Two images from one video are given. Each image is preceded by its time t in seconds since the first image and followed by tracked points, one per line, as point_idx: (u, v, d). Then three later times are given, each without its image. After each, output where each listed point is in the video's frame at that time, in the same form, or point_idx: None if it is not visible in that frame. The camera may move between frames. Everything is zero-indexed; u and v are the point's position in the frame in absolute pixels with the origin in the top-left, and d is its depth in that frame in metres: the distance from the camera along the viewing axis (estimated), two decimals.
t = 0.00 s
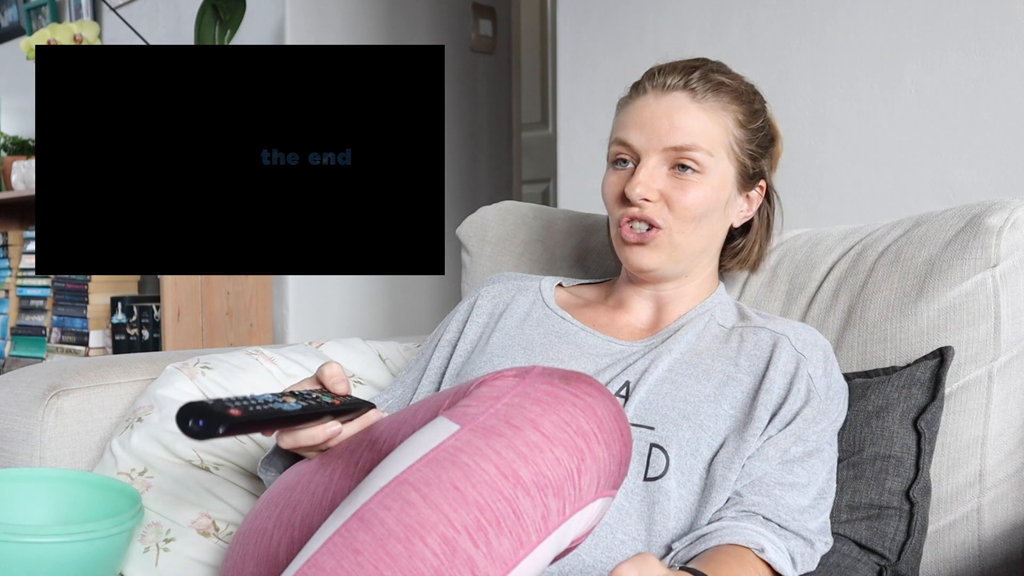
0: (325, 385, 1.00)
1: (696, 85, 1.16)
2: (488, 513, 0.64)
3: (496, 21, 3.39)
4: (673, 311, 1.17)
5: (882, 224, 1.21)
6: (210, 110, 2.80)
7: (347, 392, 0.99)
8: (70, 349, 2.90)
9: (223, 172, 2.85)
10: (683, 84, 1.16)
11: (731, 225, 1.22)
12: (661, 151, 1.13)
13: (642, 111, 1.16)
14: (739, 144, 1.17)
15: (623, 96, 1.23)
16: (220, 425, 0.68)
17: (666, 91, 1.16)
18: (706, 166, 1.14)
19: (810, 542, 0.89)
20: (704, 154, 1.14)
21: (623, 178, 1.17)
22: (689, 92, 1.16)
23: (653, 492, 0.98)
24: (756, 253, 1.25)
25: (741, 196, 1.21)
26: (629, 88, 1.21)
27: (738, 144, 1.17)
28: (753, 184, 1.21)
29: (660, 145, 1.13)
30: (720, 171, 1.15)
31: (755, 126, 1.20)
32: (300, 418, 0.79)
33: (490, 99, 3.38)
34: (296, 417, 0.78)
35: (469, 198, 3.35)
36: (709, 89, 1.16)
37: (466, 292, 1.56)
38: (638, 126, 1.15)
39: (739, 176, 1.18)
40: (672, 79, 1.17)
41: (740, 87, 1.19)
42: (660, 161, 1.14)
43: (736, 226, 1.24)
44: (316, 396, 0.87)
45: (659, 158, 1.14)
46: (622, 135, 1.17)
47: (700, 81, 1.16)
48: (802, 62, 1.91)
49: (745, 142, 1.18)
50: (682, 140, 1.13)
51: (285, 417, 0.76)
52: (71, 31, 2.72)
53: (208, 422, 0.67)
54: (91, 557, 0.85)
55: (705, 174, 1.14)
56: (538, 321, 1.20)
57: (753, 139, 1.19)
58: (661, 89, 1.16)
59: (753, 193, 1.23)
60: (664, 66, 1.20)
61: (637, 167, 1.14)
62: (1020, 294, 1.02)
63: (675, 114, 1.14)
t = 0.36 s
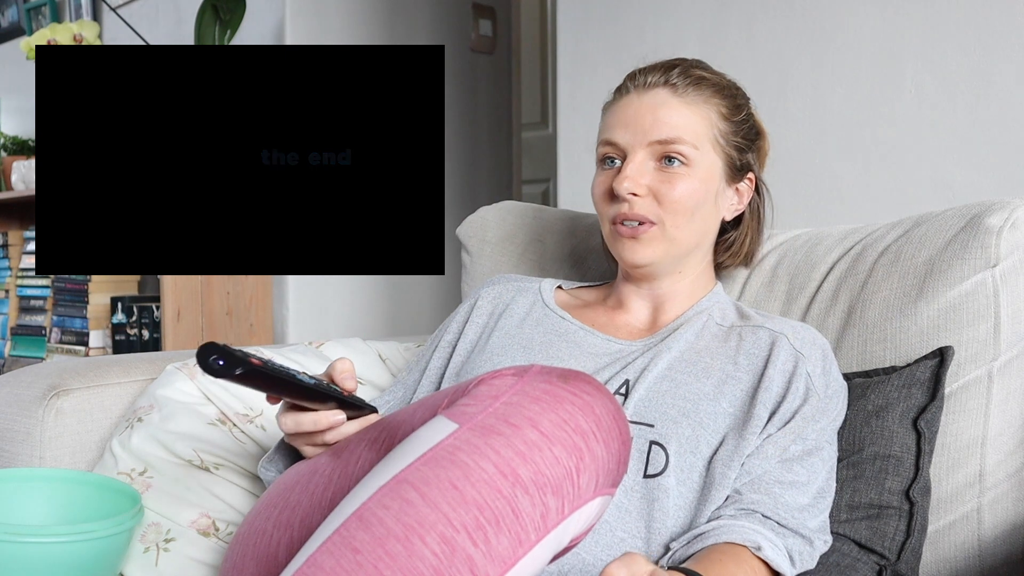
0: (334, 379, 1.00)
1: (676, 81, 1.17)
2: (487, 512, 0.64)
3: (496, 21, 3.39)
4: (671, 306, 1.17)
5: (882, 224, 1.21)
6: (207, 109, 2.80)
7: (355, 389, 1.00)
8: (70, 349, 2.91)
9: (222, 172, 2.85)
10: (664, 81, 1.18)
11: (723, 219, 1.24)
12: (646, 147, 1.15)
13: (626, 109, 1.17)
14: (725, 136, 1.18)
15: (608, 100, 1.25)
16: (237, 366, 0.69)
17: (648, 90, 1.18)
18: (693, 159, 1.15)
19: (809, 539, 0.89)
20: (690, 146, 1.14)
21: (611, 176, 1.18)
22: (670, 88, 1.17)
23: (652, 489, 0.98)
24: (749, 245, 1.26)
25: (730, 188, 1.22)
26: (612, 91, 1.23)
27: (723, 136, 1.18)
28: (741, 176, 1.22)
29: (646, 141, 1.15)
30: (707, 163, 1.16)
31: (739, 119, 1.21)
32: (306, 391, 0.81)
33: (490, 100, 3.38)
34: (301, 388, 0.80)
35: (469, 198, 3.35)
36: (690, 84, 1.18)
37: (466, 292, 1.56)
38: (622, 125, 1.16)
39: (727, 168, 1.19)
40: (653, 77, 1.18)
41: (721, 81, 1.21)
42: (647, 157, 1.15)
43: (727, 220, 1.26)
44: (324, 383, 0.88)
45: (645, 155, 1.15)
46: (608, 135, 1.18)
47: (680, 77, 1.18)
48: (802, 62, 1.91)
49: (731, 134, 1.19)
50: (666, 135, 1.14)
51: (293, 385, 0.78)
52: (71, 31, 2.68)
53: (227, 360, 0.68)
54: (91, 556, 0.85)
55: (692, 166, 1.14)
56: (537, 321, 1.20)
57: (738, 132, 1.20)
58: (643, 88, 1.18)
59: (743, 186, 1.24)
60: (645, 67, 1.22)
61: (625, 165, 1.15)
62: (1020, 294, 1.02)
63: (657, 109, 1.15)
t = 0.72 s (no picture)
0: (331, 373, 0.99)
1: (674, 80, 1.17)
2: (488, 513, 0.64)
3: (496, 21, 3.39)
4: (671, 306, 1.17)
5: (882, 224, 1.21)
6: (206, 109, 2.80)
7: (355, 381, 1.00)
8: (70, 349, 2.91)
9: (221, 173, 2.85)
10: (662, 81, 1.18)
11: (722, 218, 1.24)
12: (644, 147, 1.15)
13: (624, 109, 1.17)
14: (724, 136, 1.18)
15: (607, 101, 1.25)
16: (244, 344, 0.70)
17: (646, 90, 1.18)
18: (691, 158, 1.15)
19: (809, 540, 0.89)
20: (688, 146, 1.15)
21: (610, 176, 1.18)
22: (668, 88, 1.17)
23: (651, 490, 0.99)
24: (748, 246, 1.26)
25: (729, 187, 1.21)
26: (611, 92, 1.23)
27: (722, 136, 1.18)
28: (741, 175, 1.22)
29: (644, 141, 1.15)
30: (706, 163, 1.16)
31: (738, 118, 1.21)
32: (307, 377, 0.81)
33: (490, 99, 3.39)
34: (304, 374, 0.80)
35: (469, 198, 3.36)
36: (688, 84, 1.17)
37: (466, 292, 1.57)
38: (620, 125, 1.17)
39: (726, 168, 1.19)
40: (652, 77, 1.18)
41: (720, 80, 1.20)
42: (645, 157, 1.15)
43: (727, 220, 1.26)
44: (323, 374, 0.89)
45: (643, 155, 1.15)
46: (607, 135, 1.18)
47: (678, 77, 1.18)
48: (802, 62, 1.91)
49: (730, 134, 1.19)
50: (664, 135, 1.14)
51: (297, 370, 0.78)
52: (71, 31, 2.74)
53: (235, 338, 0.69)
54: (91, 556, 0.85)
55: (691, 166, 1.14)
56: (537, 322, 1.20)
57: (737, 131, 1.20)
58: (641, 88, 1.18)
59: (742, 185, 1.24)
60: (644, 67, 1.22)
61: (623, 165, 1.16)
62: (1020, 294, 1.02)
63: (656, 110, 1.15)
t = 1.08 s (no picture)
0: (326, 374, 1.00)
1: (693, 87, 1.15)
2: (488, 513, 0.64)
3: (496, 21, 3.39)
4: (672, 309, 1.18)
5: (882, 224, 1.21)
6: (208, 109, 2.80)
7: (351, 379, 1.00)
8: (70, 349, 2.91)
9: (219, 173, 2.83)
10: (680, 87, 1.15)
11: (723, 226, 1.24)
12: (663, 155, 1.13)
13: (642, 113, 1.15)
14: (737, 145, 1.18)
15: (615, 96, 1.22)
16: (222, 346, 0.69)
17: (664, 95, 1.15)
18: (708, 170, 1.14)
19: (808, 538, 0.89)
20: (706, 157, 1.14)
21: (624, 182, 1.16)
22: (687, 95, 1.15)
23: (651, 489, 0.99)
24: (742, 251, 1.26)
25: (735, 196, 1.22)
26: (623, 89, 1.20)
27: (735, 146, 1.17)
28: (746, 184, 1.22)
29: (663, 149, 1.13)
30: (720, 174, 1.15)
31: (749, 126, 1.20)
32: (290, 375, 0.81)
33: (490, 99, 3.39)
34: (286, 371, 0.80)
35: (469, 198, 3.36)
36: (707, 92, 1.16)
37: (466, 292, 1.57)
38: (638, 130, 1.14)
39: (736, 178, 1.19)
40: (671, 81, 1.16)
41: (734, 88, 1.19)
42: (663, 165, 1.14)
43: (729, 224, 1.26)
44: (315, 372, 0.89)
45: (661, 163, 1.13)
46: (621, 138, 1.16)
47: (697, 84, 1.15)
48: (802, 62, 1.91)
49: (741, 143, 1.19)
50: (684, 144, 1.13)
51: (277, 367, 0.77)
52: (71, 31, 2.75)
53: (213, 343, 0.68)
54: (91, 556, 0.85)
55: (707, 177, 1.14)
56: (537, 322, 1.20)
57: (748, 139, 1.20)
58: (658, 92, 1.15)
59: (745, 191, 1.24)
60: (659, 66, 1.19)
61: (640, 172, 1.14)
62: (1020, 294, 1.02)
63: (675, 117, 1.13)
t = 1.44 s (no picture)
0: (326, 376, 1.00)
1: (719, 90, 1.15)
2: (489, 512, 0.64)
3: (496, 21, 3.41)
4: (674, 308, 1.17)
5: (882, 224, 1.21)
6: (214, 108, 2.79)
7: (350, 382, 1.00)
8: (70, 349, 2.91)
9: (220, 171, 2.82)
10: (707, 88, 1.16)
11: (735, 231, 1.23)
12: (682, 155, 1.13)
13: (666, 112, 1.15)
14: (755, 153, 1.18)
15: (640, 94, 1.22)
16: (228, 376, 0.71)
17: (690, 95, 1.15)
18: (725, 172, 1.14)
19: (809, 539, 0.89)
20: (724, 161, 1.14)
21: (640, 178, 1.16)
22: (713, 97, 1.15)
23: (653, 490, 0.99)
24: (754, 258, 1.26)
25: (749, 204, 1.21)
26: (649, 86, 1.20)
27: (753, 154, 1.18)
28: (761, 194, 1.22)
29: (683, 149, 1.13)
30: (737, 179, 1.16)
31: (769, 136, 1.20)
32: (301, 394, 0.81)
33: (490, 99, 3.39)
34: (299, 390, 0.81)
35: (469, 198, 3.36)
36: (732, 96, 1.16)
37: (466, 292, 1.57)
38: (660, 127, 1.15)
39: (751, 185, 1.19)
40: (698, 83, 1.16)
41: (760, 96, 1.19)
42: (680, 164, 1.14)
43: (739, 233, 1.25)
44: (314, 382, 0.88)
45: (679, 163, 1.13)
46: (642, 134, 1.16)
47: (724, 87, 1.16)
48: (801, 62, 1.91)
49: (760, 152, 1.19)
50: (704, 145, 1.13)
51: (291, 389, 0.79)
52: (71, 31, 2.71)
53: (218, 372, 0.70)
54: (91, 556, 0.85)
55: (723, 180, 1.14)
56: (539, 323, 1.20)
57: (766, 149, 1.20)
58: (684, 92, 1.16)
59: (758, 201, 1.24)
60: (688, 67, 1.19)
61: (658, 169, 1.14)
62: (1020, 294, 1.02)
63: (698, 117, 1.14)
